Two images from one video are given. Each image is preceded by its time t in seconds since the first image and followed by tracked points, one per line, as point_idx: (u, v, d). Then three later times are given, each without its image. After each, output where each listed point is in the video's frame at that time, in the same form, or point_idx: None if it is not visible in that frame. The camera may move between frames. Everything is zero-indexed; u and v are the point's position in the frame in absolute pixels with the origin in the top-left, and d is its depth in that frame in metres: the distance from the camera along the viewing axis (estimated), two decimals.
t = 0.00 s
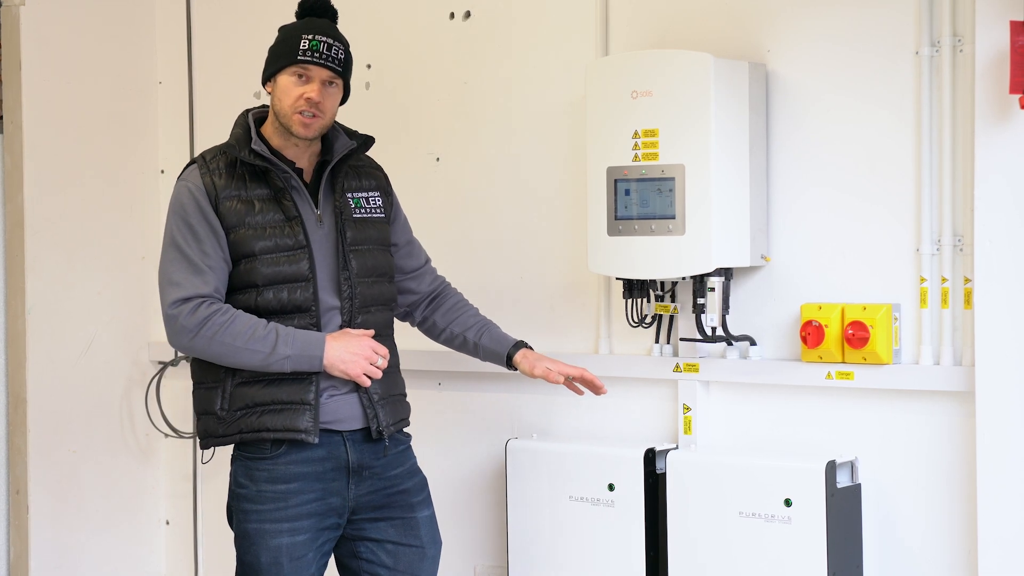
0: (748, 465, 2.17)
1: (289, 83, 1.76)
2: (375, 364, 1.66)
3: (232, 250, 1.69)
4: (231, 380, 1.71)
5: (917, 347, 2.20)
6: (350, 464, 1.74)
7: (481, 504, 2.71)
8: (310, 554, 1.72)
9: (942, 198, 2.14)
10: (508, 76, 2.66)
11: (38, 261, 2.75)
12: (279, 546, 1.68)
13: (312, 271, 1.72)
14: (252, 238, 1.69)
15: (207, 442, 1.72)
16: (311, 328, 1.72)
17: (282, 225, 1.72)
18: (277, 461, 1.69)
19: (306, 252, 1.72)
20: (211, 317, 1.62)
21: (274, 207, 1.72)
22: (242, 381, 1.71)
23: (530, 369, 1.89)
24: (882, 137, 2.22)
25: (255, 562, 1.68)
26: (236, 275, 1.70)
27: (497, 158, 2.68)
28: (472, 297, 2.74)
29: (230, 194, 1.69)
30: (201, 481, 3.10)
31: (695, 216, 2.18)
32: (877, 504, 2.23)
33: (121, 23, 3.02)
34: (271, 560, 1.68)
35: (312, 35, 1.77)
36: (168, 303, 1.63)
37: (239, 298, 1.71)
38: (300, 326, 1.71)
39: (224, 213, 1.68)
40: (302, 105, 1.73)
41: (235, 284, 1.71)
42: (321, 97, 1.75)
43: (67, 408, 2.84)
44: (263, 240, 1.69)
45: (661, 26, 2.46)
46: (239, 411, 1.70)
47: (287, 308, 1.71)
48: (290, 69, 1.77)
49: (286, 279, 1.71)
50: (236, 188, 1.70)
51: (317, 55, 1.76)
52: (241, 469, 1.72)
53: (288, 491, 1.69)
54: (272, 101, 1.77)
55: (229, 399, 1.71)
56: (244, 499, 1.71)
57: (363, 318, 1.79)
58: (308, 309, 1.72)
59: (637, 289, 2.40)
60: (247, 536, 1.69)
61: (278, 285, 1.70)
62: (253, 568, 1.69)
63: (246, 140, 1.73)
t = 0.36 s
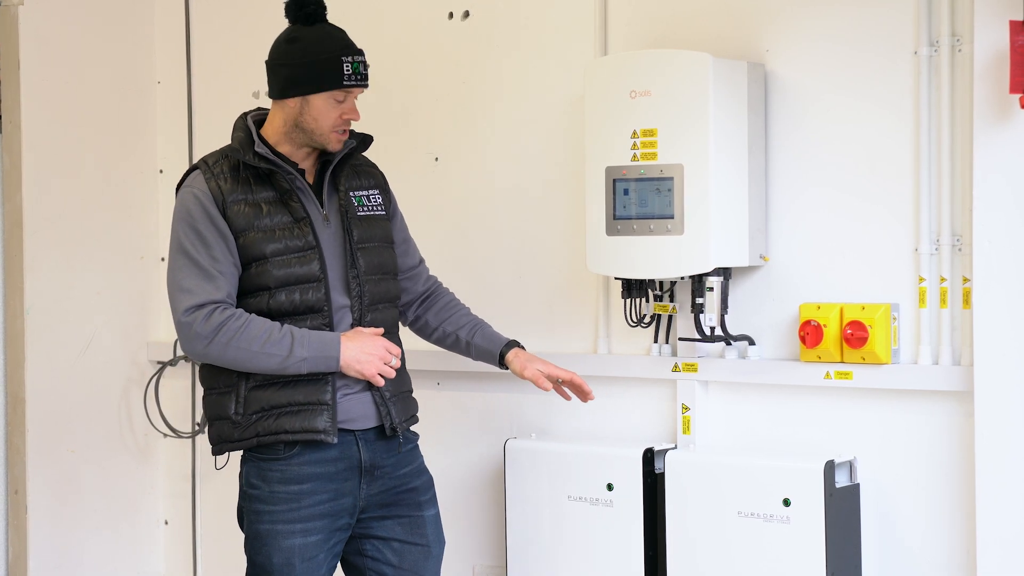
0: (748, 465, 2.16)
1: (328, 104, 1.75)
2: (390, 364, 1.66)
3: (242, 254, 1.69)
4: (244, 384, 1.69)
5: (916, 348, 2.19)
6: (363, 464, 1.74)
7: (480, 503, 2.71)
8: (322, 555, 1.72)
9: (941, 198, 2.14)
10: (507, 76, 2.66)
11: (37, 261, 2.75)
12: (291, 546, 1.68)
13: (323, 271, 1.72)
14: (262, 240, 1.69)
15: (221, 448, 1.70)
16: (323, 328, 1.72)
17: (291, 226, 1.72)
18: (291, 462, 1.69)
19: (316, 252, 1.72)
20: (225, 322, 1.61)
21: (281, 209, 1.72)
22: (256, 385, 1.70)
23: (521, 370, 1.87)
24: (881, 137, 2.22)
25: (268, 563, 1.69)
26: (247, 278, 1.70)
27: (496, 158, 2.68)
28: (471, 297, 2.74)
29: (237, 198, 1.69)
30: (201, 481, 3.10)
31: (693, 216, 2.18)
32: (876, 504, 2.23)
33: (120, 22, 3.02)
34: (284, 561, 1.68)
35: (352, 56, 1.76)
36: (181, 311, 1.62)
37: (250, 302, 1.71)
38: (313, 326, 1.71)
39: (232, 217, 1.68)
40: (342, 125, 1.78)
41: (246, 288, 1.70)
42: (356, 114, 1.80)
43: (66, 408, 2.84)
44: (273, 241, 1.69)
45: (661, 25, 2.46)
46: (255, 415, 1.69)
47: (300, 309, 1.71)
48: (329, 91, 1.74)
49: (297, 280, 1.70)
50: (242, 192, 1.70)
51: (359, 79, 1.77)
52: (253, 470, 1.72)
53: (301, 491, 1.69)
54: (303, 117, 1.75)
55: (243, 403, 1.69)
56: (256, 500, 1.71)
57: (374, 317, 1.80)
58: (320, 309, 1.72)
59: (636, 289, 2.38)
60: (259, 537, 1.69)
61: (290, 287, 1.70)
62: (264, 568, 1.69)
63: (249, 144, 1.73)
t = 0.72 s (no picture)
0: (747, 465, 2.16)
1: (323, 115, 1.73)
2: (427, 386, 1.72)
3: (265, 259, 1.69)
4: (256, 390, 1.68)
5: (915, 347, 2.19)
6: (352, 460, 1.79)
7: (479, 503, 2.71)
8: (316, 551, 1.75)
9: (940, 197, 2.14)
10: (506, 76, 2.66)
11: (36, 261, 2.75)
12: (290, 545, 1.71)
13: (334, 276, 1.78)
14: (284, 246, 1.70)
15: (229, 453, 1.68)
16: (338, 332, 1.78)
17: (303, 231, 1.74)
18: (287, 462, 1.71)
19: (328, 257, 1.77)
20: (279, 334, 1.62)
21: (291, 215, 1.73)
22: (269, 391, 1.69)
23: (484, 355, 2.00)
24: (881, 136, 2.21)
25: (267, 562, 1.70)
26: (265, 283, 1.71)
27: (496, 157, 2.68)
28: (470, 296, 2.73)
29: (253, 203, 1.68)
30: (200, 480, 3.10)
31: (693, 216, 2.18)
32: (875, 503, 2.23)
33: (119, 22, 3.02)
34: (284, 560, 1.70)
35: (351, 70, 1.74)
36: (229, 319, 1.60)
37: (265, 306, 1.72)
38: (330, 331, 1.77)
39: (253, 222, 1.67)
40: (332, 135, 1.77)
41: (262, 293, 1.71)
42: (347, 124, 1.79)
43: (65, 407, 2.84)
44: (293, 248, 1.71)
45: (660, 25, 2.46)
46: (269, 421, 1.69)
47: (317, 315, 1.76)
48: (325, 103, 1.73)
49: (315, 285, 1.75)
50: (256, 197, 1.69)
51: (355, 93, 1.75)
52: (245, 471, 1.70)
53: (298, 490, 1.71)
54: (295, 125, 1.73)
55: (256, 409, 1.68)
56: (251, 500, 1.70)
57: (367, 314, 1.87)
58: (335, 313, 1.78)
59: (635, 287, 2.38)
60: (257, 537, 1.70)
61: (309, 292, 1.74)
62: (263, 568, 1.70)
63: (256, 147, 1.71)
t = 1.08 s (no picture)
0: (748, 465, 2.16)
1: (305, 124, 1.71)
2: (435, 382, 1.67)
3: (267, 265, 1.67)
4: (255, 395, 1.66)
5: (915, 347, 2.19)
6: (340, 457, 1.78)
7: (478, 503, 2.71)
8: (307, 548, 1.73)
9: (940, 197, 2.14)
10: (505, 76, 2.66)
11: (35, 261, 2.75)
12: (286, 544, 1.69)
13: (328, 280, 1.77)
14: (284, 252, 1.69)
15: (225, 459, 1.65)
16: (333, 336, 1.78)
17: (297, 237, 1.72)
18: (280, 461, 1.68)
19: (321, 261, 1.76)
20: (295, 339, 1.60)
21: (285, 220, 1.71)
22: (267, 396, 1.67)
23: (424, 304, 1.98)
24: (881, 136, 2.21)
25: (263, 562, 1.68)
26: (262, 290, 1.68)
27: (495, 157, 2.67)
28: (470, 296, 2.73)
29: (253, 211, 1.66)
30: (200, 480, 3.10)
31: (695, 215, 2.18)
32: (875, 503, 2.23)
33: (118, 22, 3.02)
34: (280, 559, 1.68)
35: (335, 80, 1.71)
36: (245, 329, 1.57)
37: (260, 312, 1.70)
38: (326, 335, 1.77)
39: (255, 228, 1.65)
40: (315, 144, 1.74)
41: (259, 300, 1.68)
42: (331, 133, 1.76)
43: (65, 407, 2.84)
44: (292, 253, 1.70)
45: (660, 24, 2.46)
46: (268, 426, 1.67)
47: (313, 320, 1.75)
48: (308, 113, 1.69)
49: (312, 290, 1.74)
50: (255, 206, 1.66)
51: (339, 103, 1.72)
52: (237, 472, 1.67)
53: (291, 488, 1.69)
54: (277, 132, 1.71)
55: (254, 414, 1.66)
56: (243, 501, 1.67)
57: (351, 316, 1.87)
58: (329, 318, 1.78)
59: (636, 286, 2.37)
60: (252, 538, 1.67)
61: (307, 297, 1.74)
62: (259, 568, 1.68)
63: (251, 156, 1.66)
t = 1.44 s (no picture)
0: (748, 465, 2.16)
1: (262, 100, 1.66)
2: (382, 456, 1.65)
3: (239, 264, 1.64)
4: (229, 396, 1.64)
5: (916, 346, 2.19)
6: (330, 457, 1.78)
7: (478, 503, 2.71)
8: (298, 548, 1.73)
9: (941, 196, 2.14)
10: (504, 76, 2.66)
11: (35, 261, 2.74)
12: (274, 544, 1.68)
13: (308, 281, 1.73)
14: (258, 251, 1.66)
15: (201, 457, 1.65)
16: (312, 338, 1.74)
17: (277, 236, 1.70)
18: (265, 461, 1.68)
19: (301, 262, 1.73)
20: (255, 354, 1.58)
21: (265, 219, 1.69)
22: (241, 397, 1.65)
23: (434, 285, 2.00)
24: (881, 135, 2.21)
25: (251, 563, 1.67)
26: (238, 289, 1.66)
27: (495, 157, 2.67)
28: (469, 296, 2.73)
29: (228, 209, 1.63)
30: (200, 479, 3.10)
31: (695, 215, 2.18)
32: (875, 503, 2.23)
33: (119, 22, 3.02)
34: (268, 559, 1.67)
35: (289, 52, 1.65)
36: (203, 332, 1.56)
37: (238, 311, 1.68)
38: (304, 337, 1.73)
39: (228, 228, 1.62)
40: (277, 123, 1.67)
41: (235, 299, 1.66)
42: (296, 113, 1.68)
43: (65, 407, 2.84)
44: (267, 253, 1.67)
45: (660, 24, 2.46)
46: (242, 427, 1.65)
47: (290, 320, 1.71)
48: (260, 85, 1.65)
49: (289, 291, 1.71)
50: (231, 204, 1.64)
51: (292, 75, 1.65)
52: (224, 472, 1.66)
53: (278, 488, 1.69)
54: (240, 113, 1.68)
55: (229, 415, 1.65)
56: (230, 501, 1.66)
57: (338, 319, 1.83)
58: (308, 319, 1.74)
59: (636, 286, 2.37)
60: (239, 538, 1.66)
61: (283, 297, 1.70)
62: (247, 569, 1.67)
63: (231, 153, 1.64)
